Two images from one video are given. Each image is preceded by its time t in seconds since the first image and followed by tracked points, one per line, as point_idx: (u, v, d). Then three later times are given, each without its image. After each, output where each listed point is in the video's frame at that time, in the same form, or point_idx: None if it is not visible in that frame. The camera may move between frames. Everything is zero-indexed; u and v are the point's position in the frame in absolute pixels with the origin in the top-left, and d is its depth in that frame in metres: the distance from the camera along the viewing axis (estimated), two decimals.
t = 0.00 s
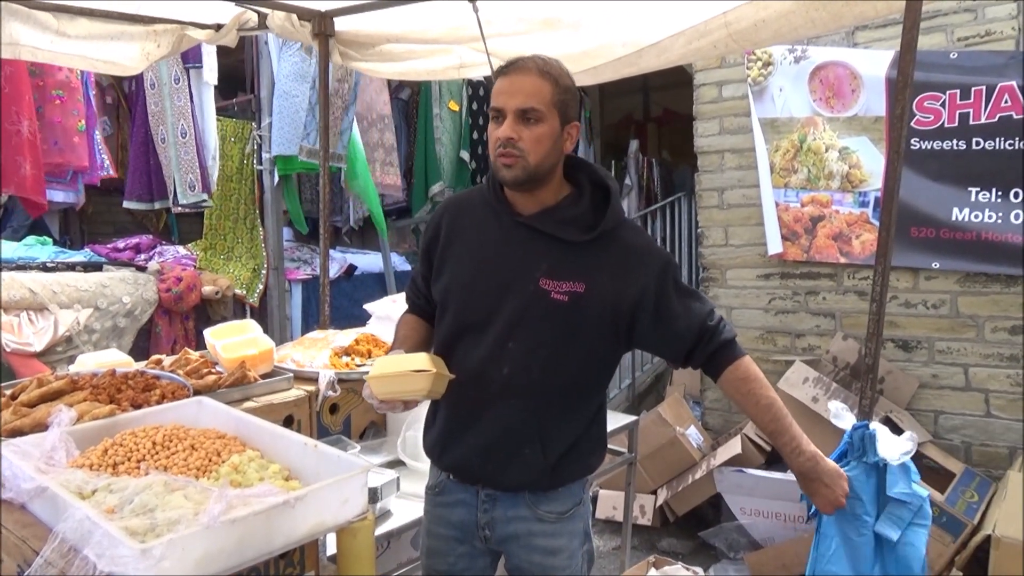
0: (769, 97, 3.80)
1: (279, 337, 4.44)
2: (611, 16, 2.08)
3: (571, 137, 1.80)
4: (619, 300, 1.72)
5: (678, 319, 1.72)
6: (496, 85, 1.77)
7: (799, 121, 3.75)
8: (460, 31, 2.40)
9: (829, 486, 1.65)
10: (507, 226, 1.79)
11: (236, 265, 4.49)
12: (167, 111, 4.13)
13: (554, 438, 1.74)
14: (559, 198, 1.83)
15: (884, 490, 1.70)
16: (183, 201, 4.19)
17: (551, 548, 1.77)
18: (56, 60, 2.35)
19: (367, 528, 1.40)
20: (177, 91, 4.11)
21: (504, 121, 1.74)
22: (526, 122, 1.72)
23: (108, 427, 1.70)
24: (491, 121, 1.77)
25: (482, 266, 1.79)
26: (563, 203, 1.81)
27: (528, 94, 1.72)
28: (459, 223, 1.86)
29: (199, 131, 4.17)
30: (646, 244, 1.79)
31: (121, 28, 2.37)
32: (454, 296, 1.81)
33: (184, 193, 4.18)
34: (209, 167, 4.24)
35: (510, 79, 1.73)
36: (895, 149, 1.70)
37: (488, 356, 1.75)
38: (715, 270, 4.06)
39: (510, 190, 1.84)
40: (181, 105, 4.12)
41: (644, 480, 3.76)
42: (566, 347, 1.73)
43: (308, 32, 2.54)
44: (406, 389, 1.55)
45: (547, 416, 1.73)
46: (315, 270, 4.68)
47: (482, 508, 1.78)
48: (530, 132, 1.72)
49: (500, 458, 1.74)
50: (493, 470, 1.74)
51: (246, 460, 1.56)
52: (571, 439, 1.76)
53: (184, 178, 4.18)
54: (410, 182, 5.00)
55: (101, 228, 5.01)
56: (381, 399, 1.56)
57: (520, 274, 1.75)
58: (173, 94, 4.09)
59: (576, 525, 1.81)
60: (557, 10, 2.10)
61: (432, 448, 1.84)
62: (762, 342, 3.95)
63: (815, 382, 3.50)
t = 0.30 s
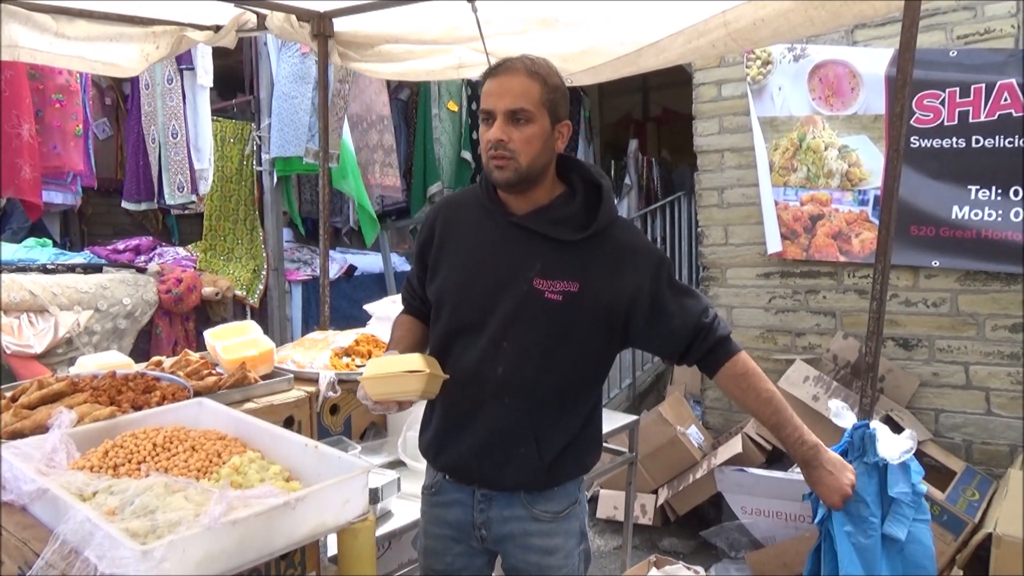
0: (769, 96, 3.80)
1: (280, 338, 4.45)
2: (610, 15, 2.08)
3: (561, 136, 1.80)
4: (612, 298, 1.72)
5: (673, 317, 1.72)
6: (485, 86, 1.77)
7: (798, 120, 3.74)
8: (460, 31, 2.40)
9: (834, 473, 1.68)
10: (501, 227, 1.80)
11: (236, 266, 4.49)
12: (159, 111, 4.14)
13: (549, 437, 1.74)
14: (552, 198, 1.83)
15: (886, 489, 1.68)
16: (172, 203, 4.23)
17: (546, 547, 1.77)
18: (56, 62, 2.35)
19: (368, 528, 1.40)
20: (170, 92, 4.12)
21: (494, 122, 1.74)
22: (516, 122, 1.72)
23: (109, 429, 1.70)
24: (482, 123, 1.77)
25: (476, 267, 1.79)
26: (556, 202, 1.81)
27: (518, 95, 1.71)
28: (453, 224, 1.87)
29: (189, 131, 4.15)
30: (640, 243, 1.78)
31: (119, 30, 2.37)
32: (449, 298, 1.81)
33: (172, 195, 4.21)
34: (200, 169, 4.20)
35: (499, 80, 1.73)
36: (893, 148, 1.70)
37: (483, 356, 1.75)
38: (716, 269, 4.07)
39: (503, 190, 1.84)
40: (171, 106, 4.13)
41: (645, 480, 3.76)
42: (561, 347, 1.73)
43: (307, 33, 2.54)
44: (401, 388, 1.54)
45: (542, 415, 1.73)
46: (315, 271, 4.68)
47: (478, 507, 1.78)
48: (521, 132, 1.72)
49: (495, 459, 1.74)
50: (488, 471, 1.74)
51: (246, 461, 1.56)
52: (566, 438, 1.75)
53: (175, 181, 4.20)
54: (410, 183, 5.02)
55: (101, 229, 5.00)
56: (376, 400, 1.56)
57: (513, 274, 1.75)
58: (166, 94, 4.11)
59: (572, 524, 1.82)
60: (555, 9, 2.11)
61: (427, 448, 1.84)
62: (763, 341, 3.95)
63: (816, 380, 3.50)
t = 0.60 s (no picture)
0: (766, 95, 3.80)
1: (277, 337, 4.45)
2: (609, 15, 2.10)
3: (557, 135, 1.81)
4: (608, 297, 1.73)
5: (668, 315, 1.72)
6: (481, 84, 1.76)
7: (796, 119, 3.75)
8: (457, 30, 2.40)
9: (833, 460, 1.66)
10: (496, 226, 1.79)
11: (234, 265, 4.49)
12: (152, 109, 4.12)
13: (544, 436, 1.74)
14: (547, 198, 1.83)
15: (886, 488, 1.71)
16: (161, 202, 4.22)
17: (541, 545, 1.77)
18: (53, 61, 2.35)
19: (366, 527, 1.40)
20: (162, 90, 4.11)
21: (489, 120, 1.74)
22: (512, 121, 1.72)
23: (107, 428, 1.70)
24: (477, 120, 1.77)
25: (471, 266, 1.79)
26: (552, 202, 1.81)
27: (514, 93, 1.71)
28: (448, 223, 1.86)
29: (177, 132, 4.19)
30: (635, 242, 1.79)
31: (117, 29, 2.37)
32: (444, 297, 1.80)
33: (160, 193, 4.20)
34: (186, 170, 4.25)
35: (496, 79, 1.73)
36: (890, 147, 1.70)
37: (478, 355, 1.75)
38: (714, 268, 4.07)
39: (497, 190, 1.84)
40: (164, 105, 4.13)
41: (643, 478, 3.77)
42: (556, 346, 1.73)
43: (305, 32, 2.54)
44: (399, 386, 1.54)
45: (536, 414, 1.73)
46: (312, 269, 4.68)
47: (472, 505, 1.78)
48: (517, 130, 1.72)
49: (489, 457, 1.74)
50: (483, 470, 1.74)
51: (244, 459, 1.57)
52: (561, 436, 1.76)
53: (166, 181, 4.20)
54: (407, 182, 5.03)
55: (99, 228, 5.00)
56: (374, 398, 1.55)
57: (509, 273, 1.75)
58: (158, 92, 4.09)
59: (567, 521, 1.82)
60: (556, 10, 2.12)
61: (421, 447, 1.85)
62: (761, 340, 3.96)
63: (813, 379, 3.50)
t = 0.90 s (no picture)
0: (767, 98, 3.81)
1: (277, 336, 4.46)
2: (611, 14, 2.09)
3: (557, 137, 1.81)
4: (608, 299, 1.74)
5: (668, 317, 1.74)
6: (483, 86, 1.77)
7: (797, 122, 3.76)
8: (460, 30, 2.40)
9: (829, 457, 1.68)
10: (497, 227, 1.80)
11: (235, 264, 4.50)
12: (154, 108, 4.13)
13: (542, 436, 1.75)
14: (548, 200, 1.84)
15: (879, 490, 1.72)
16: (165, 200, 4.21)
17: (538, 544, 1.78)
18: (55, 59, 2.36)
19: (366, 526, 1.41)
20: (164, 89, 4.11)
21: (491, 122, 1.74)
22: (513, 123, 1.73)
23: (108, 425, 1.71)
24: (479, 123, 1.77)
25: (472, 266, 1.79)
26: (553, 203, 1.82)
27: (516, 96, 1.72)
28: (449, 223, 1.87)
29: (179, 129, 4.18)
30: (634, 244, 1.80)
31: (119, 27, 2.38)
32: (444, 296, 1.81)
33: (166, 193, 4.20)
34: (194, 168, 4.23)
35: (498, 81, 1.74)
36: (890, 150, 1.71)
37: (478, 356, 1.75)
38: (714, 271, 4.08)
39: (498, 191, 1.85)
40: (167, 103, 4.14)
41: (642, 479, 3.78)
42: (556, 348, 1.74)
43: (308, 32, 2.55)
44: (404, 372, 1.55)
45: (535, 415, 1.74)
46: (313, 269, 4.69)
47: (469, 505, 1.79)
48: (519, 132, 1.72)
49: (488, 457, 1.74)
50: (481, 469, 1.75)
51: (245, 457, 1.57)
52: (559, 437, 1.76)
53: (167, 179, 4.20)
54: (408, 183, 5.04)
55: (100, 226, 5.00)
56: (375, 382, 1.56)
57: (509, 273, 1.75)
58: (159, 91, 4.09)
59: (564, 521, 1.83)
60: (558, 8, 2.12)
61: (419, 446, 1.85)
62: (761, 343, 3.96)
63: (813, 382, 3.51)
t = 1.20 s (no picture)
0: (769, 103, 3.83)
1: (278, 338, 4.46)
2: (614, 18, 2.10)
3: (562, 142, 1.82)
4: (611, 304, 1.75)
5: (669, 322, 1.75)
6: (490, 90, 1.77)
7: (799, 128, 3.77)
8: (464, 34, 2.41)
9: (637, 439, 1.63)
10: (502, 229, 1.80)
11: (236, 265, 4.50)
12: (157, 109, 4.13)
13: (544, 438, 1.75)
14: (552, 205, 1.84)
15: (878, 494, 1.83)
16: (168, 203, 4.24)
17: (539, 547, 1.78)
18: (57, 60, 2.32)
19: (367, 528, 1.40)
20: (168, 91, 4.12)
21: (497, 126, 1.74)
22: (519, 127, 1.73)
23: (111, 425, 1.71)
24: (484, 126, 1.77)
25: (476, 269, 1.79)
26: (557, 208, 1.83)
27: (523, 101, 1.72)
28: (451, 225, 1.86)
29: (184, 131, 4.21)
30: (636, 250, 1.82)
31: (124, 28, 2.39)
32: (448, 298, 1.80)
33: (169, 195, 4.22)
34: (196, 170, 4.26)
35: (505, 85, 1.74)
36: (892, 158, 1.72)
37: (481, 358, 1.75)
38: (714, 275, 4.08)
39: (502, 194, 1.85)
40: (171, 105, 4.15)
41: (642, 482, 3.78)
42: (559, 351, 1.75)
43: (311, 34, 2.56)
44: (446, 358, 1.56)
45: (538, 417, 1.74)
46: (314, 271, 4.70)
47: (470, 507, 1.79)
48: (524, 136, 1.72)
49: (490, 459, 1.75)
50: (482, 471, 1.75)
51: (248, 458, 1.57)
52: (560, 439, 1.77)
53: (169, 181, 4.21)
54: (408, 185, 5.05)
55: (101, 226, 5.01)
56: (428, 378, 1.51)
57: (514, 277, 1.76)
58: (164, 93, 4.10)
59: (565, 524, 1.83)
60: (561, 12, 2.13)
61: (420, 449, 1.85)
62: (761, 348, 3.97)
63: (812, 388, 3.51)
